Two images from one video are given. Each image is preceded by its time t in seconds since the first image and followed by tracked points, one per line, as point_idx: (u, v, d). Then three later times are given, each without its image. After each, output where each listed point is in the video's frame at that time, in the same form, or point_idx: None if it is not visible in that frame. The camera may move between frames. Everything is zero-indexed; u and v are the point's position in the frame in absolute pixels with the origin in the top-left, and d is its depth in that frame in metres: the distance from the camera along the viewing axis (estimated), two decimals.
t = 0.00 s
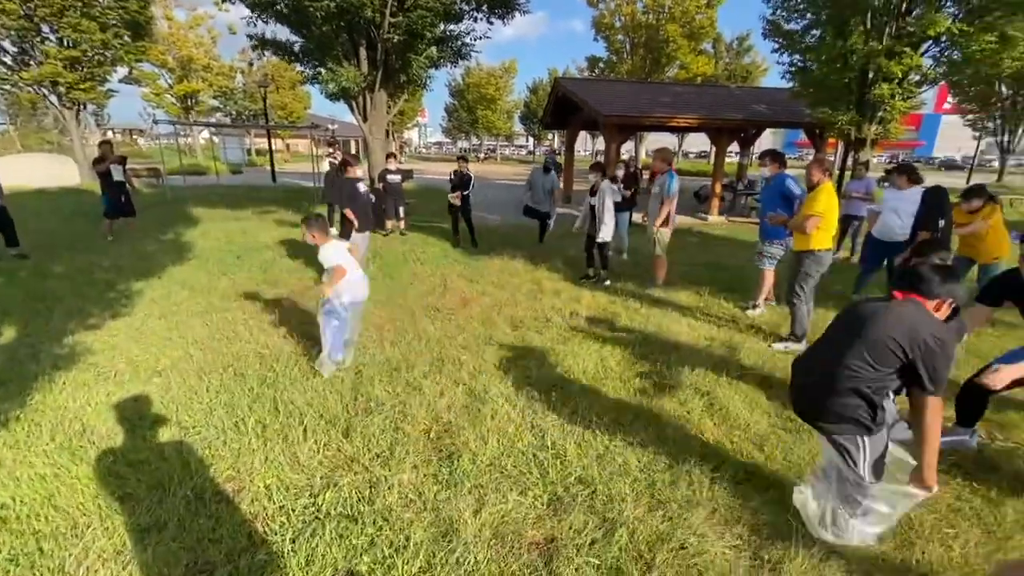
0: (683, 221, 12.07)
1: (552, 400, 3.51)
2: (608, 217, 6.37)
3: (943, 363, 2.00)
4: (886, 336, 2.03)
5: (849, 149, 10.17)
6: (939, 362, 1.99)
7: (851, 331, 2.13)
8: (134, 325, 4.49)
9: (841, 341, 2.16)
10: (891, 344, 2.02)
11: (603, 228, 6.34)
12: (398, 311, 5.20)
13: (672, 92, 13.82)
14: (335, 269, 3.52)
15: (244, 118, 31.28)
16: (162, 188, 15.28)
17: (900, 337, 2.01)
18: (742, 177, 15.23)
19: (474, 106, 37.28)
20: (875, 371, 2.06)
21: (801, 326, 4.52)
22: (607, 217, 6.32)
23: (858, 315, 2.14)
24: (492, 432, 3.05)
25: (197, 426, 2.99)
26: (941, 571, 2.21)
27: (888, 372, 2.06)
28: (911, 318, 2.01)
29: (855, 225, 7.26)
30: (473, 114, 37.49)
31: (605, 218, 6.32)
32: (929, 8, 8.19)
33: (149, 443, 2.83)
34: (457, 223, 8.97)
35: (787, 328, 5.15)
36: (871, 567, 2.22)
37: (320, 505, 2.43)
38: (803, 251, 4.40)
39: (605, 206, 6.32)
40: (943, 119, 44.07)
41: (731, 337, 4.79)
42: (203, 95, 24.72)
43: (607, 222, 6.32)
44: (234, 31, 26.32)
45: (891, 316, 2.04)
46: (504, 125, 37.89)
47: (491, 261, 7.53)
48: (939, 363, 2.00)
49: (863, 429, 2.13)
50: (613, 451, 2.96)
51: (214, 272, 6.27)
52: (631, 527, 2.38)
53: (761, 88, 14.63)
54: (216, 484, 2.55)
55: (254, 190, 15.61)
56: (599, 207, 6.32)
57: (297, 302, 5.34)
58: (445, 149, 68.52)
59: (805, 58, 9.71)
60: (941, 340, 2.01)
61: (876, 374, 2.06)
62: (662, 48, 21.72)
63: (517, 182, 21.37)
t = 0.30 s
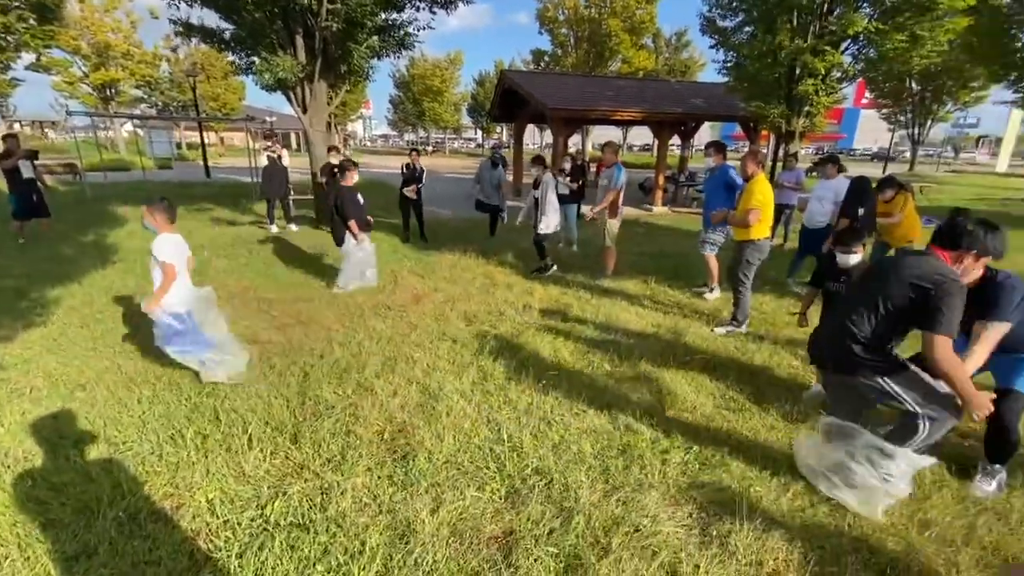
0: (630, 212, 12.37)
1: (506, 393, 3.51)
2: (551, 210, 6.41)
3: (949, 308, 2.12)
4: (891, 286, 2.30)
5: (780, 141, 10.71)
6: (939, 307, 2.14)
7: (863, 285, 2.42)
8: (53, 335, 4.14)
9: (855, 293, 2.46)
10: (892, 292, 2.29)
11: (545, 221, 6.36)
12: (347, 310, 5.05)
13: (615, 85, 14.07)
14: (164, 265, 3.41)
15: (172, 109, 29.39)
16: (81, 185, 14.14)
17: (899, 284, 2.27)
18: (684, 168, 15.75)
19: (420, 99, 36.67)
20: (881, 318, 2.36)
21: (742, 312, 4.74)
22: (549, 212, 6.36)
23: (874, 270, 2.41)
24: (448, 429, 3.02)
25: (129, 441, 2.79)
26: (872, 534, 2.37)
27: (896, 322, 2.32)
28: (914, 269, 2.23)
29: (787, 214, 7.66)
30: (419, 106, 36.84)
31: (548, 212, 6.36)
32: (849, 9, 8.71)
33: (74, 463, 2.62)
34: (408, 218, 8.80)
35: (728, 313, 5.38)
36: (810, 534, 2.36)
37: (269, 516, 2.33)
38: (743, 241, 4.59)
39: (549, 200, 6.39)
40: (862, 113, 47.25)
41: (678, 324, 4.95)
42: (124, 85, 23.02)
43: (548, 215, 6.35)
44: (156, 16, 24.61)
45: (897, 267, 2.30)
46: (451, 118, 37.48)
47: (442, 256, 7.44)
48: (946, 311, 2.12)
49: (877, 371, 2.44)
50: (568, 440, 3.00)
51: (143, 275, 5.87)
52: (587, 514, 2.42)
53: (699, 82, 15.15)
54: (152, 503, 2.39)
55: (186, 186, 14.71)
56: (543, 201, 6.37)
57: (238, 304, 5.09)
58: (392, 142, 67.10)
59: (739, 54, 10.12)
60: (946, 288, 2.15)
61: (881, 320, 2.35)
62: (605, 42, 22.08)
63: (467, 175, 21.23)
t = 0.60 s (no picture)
0: (581, 205, 12.52)
1: (463, 390, 3.48)
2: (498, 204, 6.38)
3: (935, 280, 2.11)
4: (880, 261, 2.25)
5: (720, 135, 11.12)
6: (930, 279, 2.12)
7: (853, 265, 2.36)
8: None
9: (844, 279, 2.39)
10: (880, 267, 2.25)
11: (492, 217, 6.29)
12: (295, 312, 4.86)
13: (562, 79, 14.18)
14: None
15: (94, 102, 27.30)
16: None
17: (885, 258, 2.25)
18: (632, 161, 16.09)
19: (366, 91, 35.70)
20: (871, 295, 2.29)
21: (689, 299, 4.88)
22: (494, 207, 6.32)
23: (863, 249, 2.34)
24: (404, 430, 2.96)
25: (52, 462, 2.58)
26: (813, 506, 2.50)
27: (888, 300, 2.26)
28: (907, 245, 2.18)
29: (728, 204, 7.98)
30: (365, 99, 35.86)
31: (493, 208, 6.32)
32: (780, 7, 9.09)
33: None
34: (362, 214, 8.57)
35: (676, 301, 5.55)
36: (756, 510, 2.47)
37: (213, 533, 2.21)
38: (690, 230, 4.73)
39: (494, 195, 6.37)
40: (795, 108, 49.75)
41: (629, 313, 5.07)
42: (36, 74, 21.15)
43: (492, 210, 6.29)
44: None
45: (887, 243, 2.25)
46: (399, 111, 36.71)
47: (393, 252, 7.29)
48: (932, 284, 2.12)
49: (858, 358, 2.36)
50: (525, 433, 3.01)
51: (65, 281, 5.43)
52: (546, 506, 2.43)
53: (643, 76, 15.49)
54: (81, 529, 2.22)
55: (114, 184, 13.72)
56: (489, 197, 6.34)
57: (175, 309, 4.80)
58: (338, 136, 65.11)
59: (680, 50, 10.39)
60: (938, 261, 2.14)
61: (868, 301, 2.29)
62: (551, 36, 22.17)
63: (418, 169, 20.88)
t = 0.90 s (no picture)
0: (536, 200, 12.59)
1: (422, 390, 3.43)
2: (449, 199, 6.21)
3: (914, 275, 2.12)
4: (863, 261, 2.28)
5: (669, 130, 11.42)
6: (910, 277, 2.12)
7: (843, 267, 2.39)
8: None
9: (836, 282, 2.43)
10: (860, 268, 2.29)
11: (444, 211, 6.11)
12: (243, 316, 4.66)
13: (515, 74, 14.17)
14: None
15: (13, 96, 25.27)
16: None
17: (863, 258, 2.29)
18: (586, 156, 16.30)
19: (314, 85, 34.60)
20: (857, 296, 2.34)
21: (644, 289, 4.98)
22: (445, 200, 6.14)
23: (849, 252, 2.38)
24: (362, 435, 2.89)
25: None
26: (763, 486, 2.61)
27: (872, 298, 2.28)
28: (882, 244, 2.23)
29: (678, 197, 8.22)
30: (314, 93, 34.78)
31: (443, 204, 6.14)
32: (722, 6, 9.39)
33: None
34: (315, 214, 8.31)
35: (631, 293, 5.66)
36: (711, 492, 2.55)
37: (159, 555, 2.10)
38: (647, 222, 4.84)
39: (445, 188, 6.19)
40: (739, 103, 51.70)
41: (587, 306, 5.14)
42: None
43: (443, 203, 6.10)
44: None
45: (872, 242, 2.28)
46: (349, 106, 35.78)
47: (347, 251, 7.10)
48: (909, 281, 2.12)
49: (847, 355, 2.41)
50: (486, 431, 3.00)
51: None
52: (509, 503, 2.44)
53: (593, 72, 15.69)
54: (9, 559, 2.06)
55: (37, 185, 12.75)
56: (440, 191, 6.16)
57: (111, 318, 4.51)
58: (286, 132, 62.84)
59: (629, 46, 10.58)
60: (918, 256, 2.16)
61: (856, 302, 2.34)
62: (503, 30, 22.13)
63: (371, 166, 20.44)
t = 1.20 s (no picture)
0: (498, 196, 12.57)
1: (386, 392, 3.37)
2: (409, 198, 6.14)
3: (909, 285, 2.08)
4: (864, 261, 2.23)
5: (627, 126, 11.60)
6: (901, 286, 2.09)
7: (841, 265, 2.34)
8: None
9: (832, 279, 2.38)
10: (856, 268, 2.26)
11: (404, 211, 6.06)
12: (194, 322, 4.46)
13: (474, 70, 14.09)
14: None
15: None
16: None
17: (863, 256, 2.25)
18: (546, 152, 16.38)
19: (265, 80, 33.40)
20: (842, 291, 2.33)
21: (609, 283, 5.04)
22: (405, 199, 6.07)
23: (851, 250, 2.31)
24: (323, 441, 2.82)
25: None
26: (723, 472, 2.69)
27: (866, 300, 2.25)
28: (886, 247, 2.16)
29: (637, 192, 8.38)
30: (265, 88, 33.60)
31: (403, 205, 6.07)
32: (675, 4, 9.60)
33: None
34: (271, 215, 8.06)
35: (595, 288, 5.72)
36: (674, 480, 2.62)
37: None
38: (612, 217, 4.89)
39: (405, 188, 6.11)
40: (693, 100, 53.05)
41: (551, 302, 5.16)
42: None
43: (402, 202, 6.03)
44: None
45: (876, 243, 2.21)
46: (304, 102, 34.76)
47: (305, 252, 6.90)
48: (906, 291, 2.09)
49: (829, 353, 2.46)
50: (453, 431, 2.97)
51: None
52: (476, 502, 2.42)
53: (552, 68, 15.77)
54: None
55: None
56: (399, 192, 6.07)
57: (48, 329, 4.23)
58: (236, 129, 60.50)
59: (586, 43, 10.68)
60: (916, 266, 2.09)
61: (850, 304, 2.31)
62: (460, 26, 21.94)
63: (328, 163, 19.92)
